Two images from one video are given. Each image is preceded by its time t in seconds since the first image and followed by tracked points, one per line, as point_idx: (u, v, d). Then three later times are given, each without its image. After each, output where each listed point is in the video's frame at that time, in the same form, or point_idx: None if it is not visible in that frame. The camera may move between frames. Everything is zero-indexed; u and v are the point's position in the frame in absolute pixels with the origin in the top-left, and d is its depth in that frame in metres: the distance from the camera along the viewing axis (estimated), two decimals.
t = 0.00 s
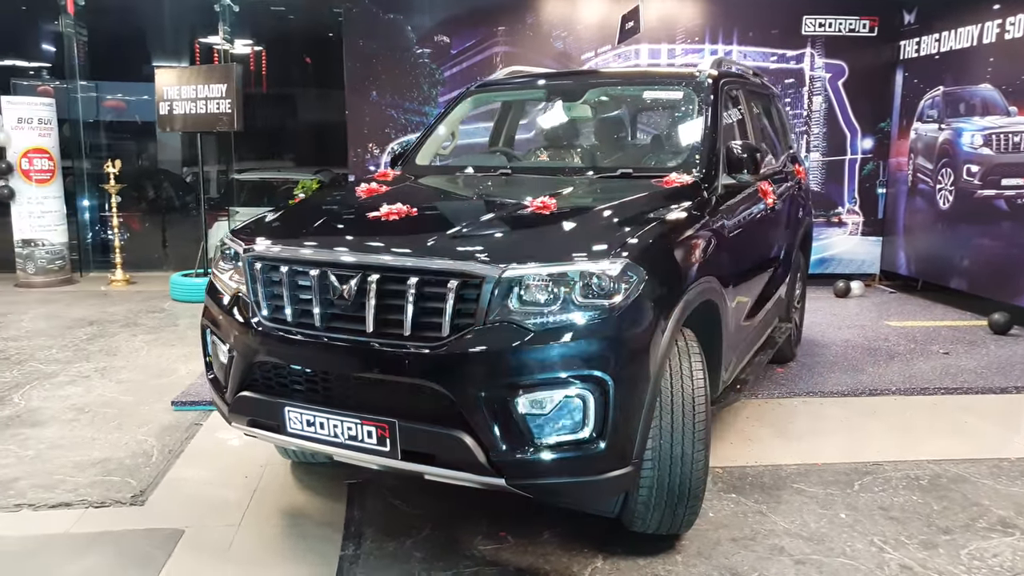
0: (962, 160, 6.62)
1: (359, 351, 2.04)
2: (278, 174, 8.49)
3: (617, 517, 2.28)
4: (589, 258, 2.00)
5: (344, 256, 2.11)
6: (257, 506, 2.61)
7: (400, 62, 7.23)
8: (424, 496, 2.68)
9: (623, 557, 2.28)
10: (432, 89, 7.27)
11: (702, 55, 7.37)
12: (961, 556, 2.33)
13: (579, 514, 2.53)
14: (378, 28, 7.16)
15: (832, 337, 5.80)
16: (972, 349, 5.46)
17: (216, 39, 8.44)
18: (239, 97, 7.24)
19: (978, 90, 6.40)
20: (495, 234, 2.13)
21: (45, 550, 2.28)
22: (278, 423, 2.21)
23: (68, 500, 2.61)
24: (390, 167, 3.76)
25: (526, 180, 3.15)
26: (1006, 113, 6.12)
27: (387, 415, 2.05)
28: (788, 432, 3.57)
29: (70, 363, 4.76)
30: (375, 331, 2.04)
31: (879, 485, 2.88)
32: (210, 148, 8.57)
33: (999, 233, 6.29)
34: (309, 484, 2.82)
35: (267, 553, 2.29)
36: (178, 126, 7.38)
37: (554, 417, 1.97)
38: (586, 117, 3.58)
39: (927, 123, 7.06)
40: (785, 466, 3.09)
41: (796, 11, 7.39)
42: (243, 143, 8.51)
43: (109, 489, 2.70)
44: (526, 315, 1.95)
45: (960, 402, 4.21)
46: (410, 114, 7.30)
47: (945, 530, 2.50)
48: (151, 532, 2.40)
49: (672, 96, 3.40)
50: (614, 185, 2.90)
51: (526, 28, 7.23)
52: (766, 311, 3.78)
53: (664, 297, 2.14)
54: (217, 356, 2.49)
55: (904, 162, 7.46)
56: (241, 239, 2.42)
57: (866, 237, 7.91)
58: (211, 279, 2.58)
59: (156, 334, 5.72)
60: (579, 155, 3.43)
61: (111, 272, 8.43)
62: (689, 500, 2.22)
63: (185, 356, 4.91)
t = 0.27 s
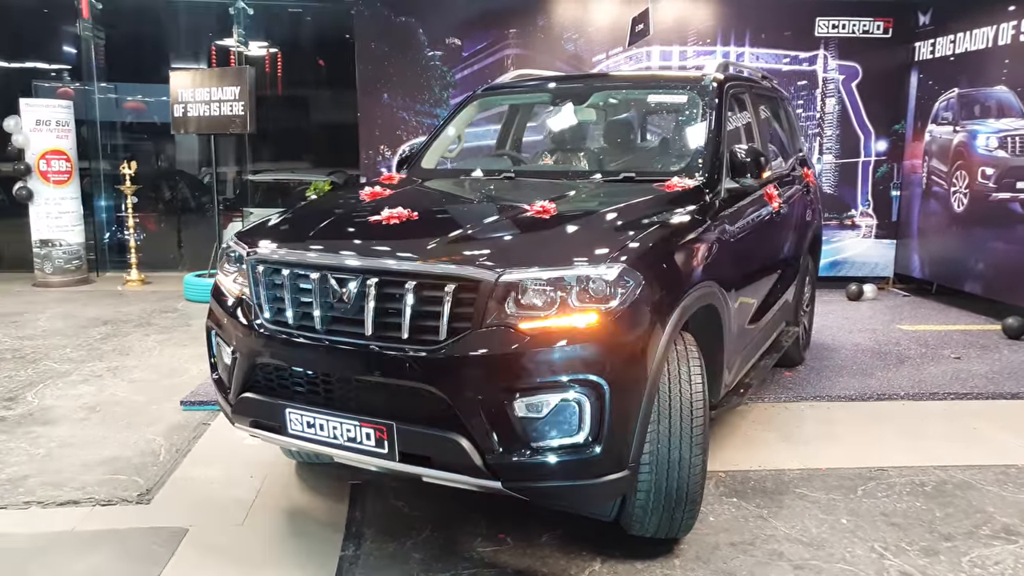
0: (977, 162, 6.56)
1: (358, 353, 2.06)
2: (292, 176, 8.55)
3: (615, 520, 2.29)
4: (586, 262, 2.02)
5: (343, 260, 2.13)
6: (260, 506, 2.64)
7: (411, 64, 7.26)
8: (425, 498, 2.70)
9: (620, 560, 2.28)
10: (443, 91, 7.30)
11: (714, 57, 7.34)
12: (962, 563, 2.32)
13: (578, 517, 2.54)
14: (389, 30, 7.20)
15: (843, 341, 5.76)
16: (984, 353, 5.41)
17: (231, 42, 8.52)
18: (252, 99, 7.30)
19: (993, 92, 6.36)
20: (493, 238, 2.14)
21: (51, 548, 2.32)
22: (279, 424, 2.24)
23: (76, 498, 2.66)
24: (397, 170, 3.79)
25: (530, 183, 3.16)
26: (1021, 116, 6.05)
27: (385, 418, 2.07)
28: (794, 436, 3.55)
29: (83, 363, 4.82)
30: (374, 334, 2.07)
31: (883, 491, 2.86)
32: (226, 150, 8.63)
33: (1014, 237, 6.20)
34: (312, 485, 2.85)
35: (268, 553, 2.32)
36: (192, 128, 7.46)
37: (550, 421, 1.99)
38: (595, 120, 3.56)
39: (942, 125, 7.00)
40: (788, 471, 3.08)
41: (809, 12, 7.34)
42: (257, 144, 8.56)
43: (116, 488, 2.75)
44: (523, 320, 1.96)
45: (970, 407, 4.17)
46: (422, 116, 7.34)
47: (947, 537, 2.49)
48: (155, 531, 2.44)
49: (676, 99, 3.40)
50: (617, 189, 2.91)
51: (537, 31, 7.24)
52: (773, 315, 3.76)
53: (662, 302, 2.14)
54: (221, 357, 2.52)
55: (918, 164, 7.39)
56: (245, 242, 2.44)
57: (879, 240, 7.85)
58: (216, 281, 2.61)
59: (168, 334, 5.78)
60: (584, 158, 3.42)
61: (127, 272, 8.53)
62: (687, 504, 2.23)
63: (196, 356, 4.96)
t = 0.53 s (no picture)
0: (986, 163, 6.51)
1: (357, 352, 2.08)
2: (301, 176, 8.59)
3: (613, 519, 2.31)
4: (583, 262, 2.03)
5: (343, 259, 2.15)
6: (262, 503, 2.67)
7: (419, 65, 7.28)
8: (425, 496, 2.72)
9: (618, 559, 2.30)
10: (450, 92, 7.33)
11: (722, 58, 7.33)
12: (961, 564, 2.32)
13: (578, 516, 2.55)
14: (397, 31, 7.22)
15: (850, 342, 5.74)
16: (991, 355, 5.38)
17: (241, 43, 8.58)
18: (260, 100, 7.34)
19: (1003, 92, 6.28)
20: (492, 238, 2.16)
21: (56, 543, 2.35)
22: (280, 421, 2.27)
23: (81, 494, 2.69)
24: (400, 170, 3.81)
25: (532, 184, 3.17)
26: None
27: (384, 416, 2.09)
28: (796, 437, 3.54)
29: (92, 361, 4.87)
30: (373, 333, 2.08)
31: (883, 492, 2.86)
32: (237, 151, 8.67)
33: None
34: (314, 482, 2.88)
35: (269, 550, 2.34)
36: (201, 129, 7.52)
37: (548, 420, 2.00)
38: (601, 121, 3.57)
39: (951, 125, 6.95)
40: (789, 471, 3.08)
41: (817, 13, 7.32)
42: (267, 145, 8.60)
43: (121, 485, 2.78)
44: (520, 319, 1.97)
45: (975, 408, 4.14)
46: (430, 117, 7.38)
47: (947, 538, 2.49)
48: (158, 527, 2.47)
49: (678, 100, 3.41)
50: (617, 190, 2.91)
51: (544, 32, 7.25)
52: (776, 316, 3.76)
53: (660, 302, 2.15)
54: (224, 356, 2.55)
55: (927, 165, 7.35)
56: (248, 242, 2.47)
57: (888, 241, 7.81)
58: (219, 281, 2.64)
59: (176, 334, 5.83)
60: (588, 159, 3.41)
61: (137, 271, 8.60)
62: (684, 503, 2.25)
63: (203, 355, 5.00)
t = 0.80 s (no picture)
0: (987, 162, 6.51)
1: (349, 348, 2.09)
2: (303, 175, 8.59)
3: (606, 515, 2.32)
4: (575, 259, 2.03)
5: (337, 256, 2.16)
6: (258, 499, 2.69)
7: (419, 64, 7.29)
8: (420, 492, 2.73)
9: (611, 555, 2.31)
10: (451, 91, 7.33)
11: (722, 57, 7.33)
12: (953, 561, 2.32)
13: (571, 512, 2.56)
14: (397, 30, 7.23)
15: (849, 340, 5.74)
16: (991, 353, 5.37)
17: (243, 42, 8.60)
18: (261, 99, 7.36)
19: (1004, 91, 6.26)
20: (484, 235, 2.17)
21: (52, 538, 2.37)
22: (275, 417, 2.28)
23: (78, 489, 2.71)
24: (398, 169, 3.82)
25: (527, 181, 3.17)
26: None
27: (376, 411, 2.11)
28: (792, 435, 3.55)
29: (92, 359, 4.89)
30: (366, 329, 2.10)
31: (878, 490, 2.87)
32: (240, 149, 8.68)
33: None
34: (310, 479, 2.89)
35: (263, 545, 2.36)
36: (202, 128, 7.54)
37: (539, 416, 2.01)
38: (600, 119, 3.55)
39: (952, 124, 6.94)
40: (784, 469, 3.08)
41: (818, 11, 7.31)
42: (269, 144, 8.62)
43: (118, 480, 2.80)
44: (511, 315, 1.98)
45: (973, 407, 4.14)
46: (430, 116, 7.38)
47: (940, 534, 2.49)
48: (154, 523, 2.49)
49: (674, 98, 3.42)
50: (612, 187, 2.92)
51: (545, 30, 7.26)
52: (773, 314, 3.77)
53: (652, 299, 2.16)
54: (219, 352, 2.56)
55: (928, 163, 7.34)
56: (244, 240, 2.48)
57: (888, 239, 7.80)
58: (215, 278, 2.65)
59: (176, 331, 5.84)
60: (586, 158, 3.38)
61: (139, 270, 8.62)
62: (676, 499, 2.26)
63: (203, 353, 5.02)
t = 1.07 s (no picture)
0: (988, 162, 6.50)
1: (345, 348, 2.10)
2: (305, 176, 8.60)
3: (601, 515, 2.33)
4: (570, 260, 2.04)
5: (332, 256, 2.17)
6: (256, 498, 2.70)
7: (420, 65, 7.30)
8: (417, 492, 2.74)
9: (606, 554, 2.32)
10: (452, 92, 7.35)
11: (723, 57, 7.34)
12: (948, 561, 2.33)
13: (567, 512, 2.57)
14: (399, 31, 7.25)
15: (849, 341, 5.74)
16: (991, 354, 5.37)
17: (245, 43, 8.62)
18: (263, 100, 7.37)
19: (1005, 91, 6.25)
20: (479, 236, 2.18)
21: (51, 536, 2.38)
22: (271, 417, 2.30)
23: (78, 488, 2.73)
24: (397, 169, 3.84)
25: (525, 182, 3.18)
26: None
27: (372, 411, 2.12)
28: (790, 435, 3.55)
29: (94, 358, 4.91)
30: (362, 329, 2.11)
31: (875, 490, 2.87)
32: (243, 150, 8.70)
33: None
34: (308, 478, 2.90)
35: (261, 544, 2.37)
36: (204, 129, 7.56)
37: (534, 416, 2.02)
38: (599, 119, 3.55)
39: (953, 125, 6.93)
40: (781, 469, 3.09)
41: (819, 12, 7.31)
42: (271, 144, 8.63)
43: (117, 479, 2.81)
44: (506, 316, 1.99)
45: (972, 407, 4.14)
46: (431, 117, 7.39)
47: (936, 535, 2.50)
48: (152, 522, 2.50)
49: (671, 99, 3.43)
50: (609, 188, 2.93)
51: (546, 31, 7.27)
52: (771, 314, 3.78)
53: (647, 299, 2.17)
54: (217, 352, 2.57)
55: (929, 164, 7.32)
56: (241, 240, 2.50)
57: (890, 240, 7.79)
58: (213, 278, 2.66)
59: (178, 331, 5.86)
60: (584, 159, 3.38)
61: (142, 270, 8.65)
62: (671, 498, 2.27)
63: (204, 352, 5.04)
